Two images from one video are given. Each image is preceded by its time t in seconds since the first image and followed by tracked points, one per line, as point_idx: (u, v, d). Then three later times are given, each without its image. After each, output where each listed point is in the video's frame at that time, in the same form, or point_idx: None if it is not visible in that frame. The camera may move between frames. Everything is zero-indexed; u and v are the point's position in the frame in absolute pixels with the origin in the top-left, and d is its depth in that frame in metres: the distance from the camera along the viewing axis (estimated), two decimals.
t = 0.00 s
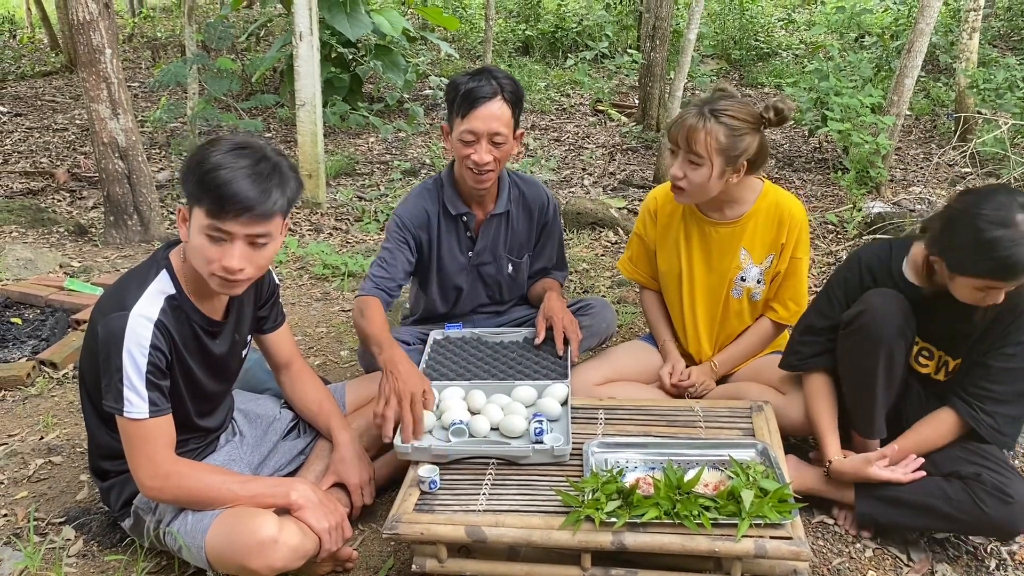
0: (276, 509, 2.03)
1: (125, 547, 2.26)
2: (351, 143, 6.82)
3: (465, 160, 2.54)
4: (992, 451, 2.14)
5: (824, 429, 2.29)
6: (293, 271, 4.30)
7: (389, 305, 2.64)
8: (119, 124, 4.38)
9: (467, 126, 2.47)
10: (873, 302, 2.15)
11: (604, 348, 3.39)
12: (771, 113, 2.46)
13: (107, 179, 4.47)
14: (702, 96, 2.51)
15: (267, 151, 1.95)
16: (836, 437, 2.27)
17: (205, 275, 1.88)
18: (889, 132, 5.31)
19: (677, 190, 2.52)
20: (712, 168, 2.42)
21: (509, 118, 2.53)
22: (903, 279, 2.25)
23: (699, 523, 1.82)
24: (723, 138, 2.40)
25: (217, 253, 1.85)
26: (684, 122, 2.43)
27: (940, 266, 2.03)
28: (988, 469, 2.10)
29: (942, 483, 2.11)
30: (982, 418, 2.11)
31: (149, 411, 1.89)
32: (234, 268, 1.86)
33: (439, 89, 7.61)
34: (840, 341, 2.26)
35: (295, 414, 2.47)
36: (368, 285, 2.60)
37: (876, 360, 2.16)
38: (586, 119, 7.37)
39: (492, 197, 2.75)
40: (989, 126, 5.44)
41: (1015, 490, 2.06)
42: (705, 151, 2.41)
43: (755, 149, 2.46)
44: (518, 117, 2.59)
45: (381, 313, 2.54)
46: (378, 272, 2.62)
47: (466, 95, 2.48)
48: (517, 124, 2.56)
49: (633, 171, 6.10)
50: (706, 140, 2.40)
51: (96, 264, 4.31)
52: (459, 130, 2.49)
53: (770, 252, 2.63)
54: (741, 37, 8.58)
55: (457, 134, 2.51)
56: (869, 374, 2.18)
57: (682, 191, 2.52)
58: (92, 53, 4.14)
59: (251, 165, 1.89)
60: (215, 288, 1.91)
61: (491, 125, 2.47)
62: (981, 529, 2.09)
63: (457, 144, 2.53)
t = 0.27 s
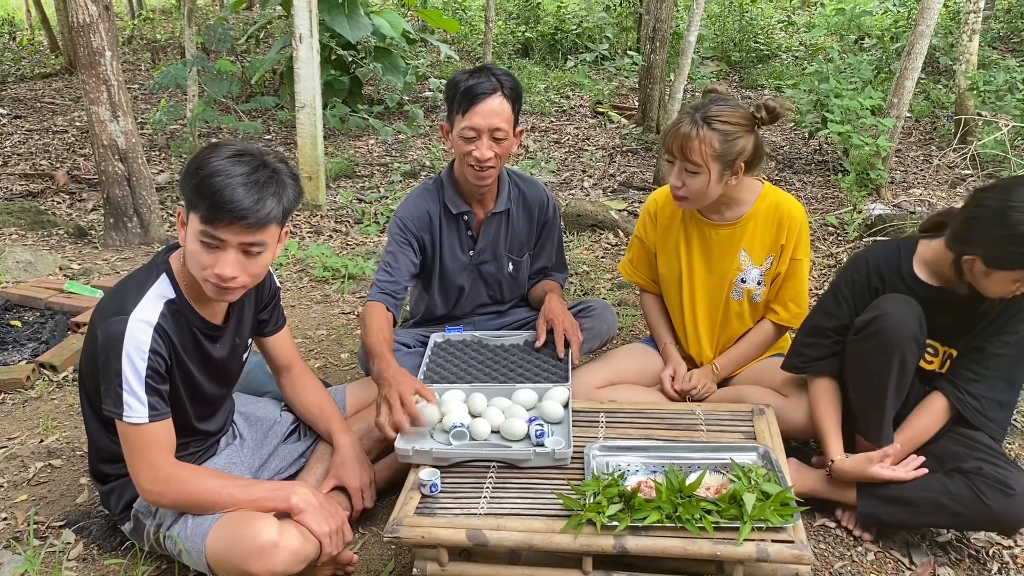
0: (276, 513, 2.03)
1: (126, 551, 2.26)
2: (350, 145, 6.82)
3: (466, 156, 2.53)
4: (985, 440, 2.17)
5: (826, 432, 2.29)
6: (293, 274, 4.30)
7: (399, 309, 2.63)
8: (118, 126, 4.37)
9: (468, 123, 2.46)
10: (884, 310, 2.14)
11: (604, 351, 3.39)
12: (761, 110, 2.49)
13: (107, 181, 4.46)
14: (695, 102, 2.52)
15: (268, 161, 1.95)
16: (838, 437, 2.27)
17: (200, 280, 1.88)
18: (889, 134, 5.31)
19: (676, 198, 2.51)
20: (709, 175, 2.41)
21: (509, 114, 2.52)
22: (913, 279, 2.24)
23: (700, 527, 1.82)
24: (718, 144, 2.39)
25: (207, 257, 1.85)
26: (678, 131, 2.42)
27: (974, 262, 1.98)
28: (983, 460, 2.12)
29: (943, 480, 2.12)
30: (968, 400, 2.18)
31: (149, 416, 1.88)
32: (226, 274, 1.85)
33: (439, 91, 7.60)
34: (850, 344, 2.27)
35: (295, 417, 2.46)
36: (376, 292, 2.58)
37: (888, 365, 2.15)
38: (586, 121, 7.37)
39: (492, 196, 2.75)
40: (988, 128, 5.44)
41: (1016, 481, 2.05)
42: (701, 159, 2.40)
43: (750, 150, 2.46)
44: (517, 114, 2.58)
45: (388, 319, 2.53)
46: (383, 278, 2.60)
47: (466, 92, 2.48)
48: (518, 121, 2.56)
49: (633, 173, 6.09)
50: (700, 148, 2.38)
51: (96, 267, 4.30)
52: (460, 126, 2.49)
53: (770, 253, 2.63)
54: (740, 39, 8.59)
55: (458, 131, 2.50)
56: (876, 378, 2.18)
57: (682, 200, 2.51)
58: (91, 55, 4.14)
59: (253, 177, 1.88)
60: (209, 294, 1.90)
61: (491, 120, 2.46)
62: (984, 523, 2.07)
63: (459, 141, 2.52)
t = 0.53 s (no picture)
0: (276, 514, 2.02)
1: (124, 552, 2.25)
2: (350, 146, 6.82)
3: (465, 156, 2.53)
4: (990, 444, 2.16)
5: (827, 431, 2.29)
6: (292, 274, 4.30)
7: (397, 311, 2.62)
8: (118, 127, 4.37)
9: (468, 122, 2.46)
10: (883, 309, 2.14)
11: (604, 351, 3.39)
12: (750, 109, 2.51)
13: (106, 182, 4.46)
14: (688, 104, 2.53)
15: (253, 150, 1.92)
16: (837, 434, 2.28)
17: (226, 286, 1.89)
18: (888, 135, 5.31)
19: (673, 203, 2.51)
20: (704, 179, 2.41)
21: (510, 115, 2.52)
22: (922, 278, 2.24)
23: (701, 527, 1.82)
24: (711, 148, 2.39)
25: (239, 261, 1.86)
26: (669, 138, 2.42)
27: (987, 259, 1.97)
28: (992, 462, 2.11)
29: (942, 477, 2.12)
30: (986, 405, 2.16)
31: (148, 418, 1.88)
32: (255, 275, 1.88)
33: (438, 91, 7.61)
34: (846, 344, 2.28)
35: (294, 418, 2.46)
36: (374, 296, 2.57)
37: (881, 364, 2.16)
38: (585, 122, 7.37)
39: (491, 197, 2.75)
40: (987, 129, 5.45)
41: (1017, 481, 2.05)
42: (695, 163, 2.39)
43: (743, 150, 2.47)
44: (517, 115, 2.58)
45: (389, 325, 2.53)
46: (382, 281, 2.60)
47: (467, 92, 2.48)
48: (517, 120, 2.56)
49: (632, 174, 6.09)
50: (693, 153, 2.38)
51: (95, 267, 4.30)
52: (460, 126, 2.49)
53: (768, 253, 2.62)
54: (739, 40, 8.60)
55: (458, 130, 2.50)
56: (873, 378, 2.19)
57: (679, 204, 2.51)
58: (90, 56, 4.14)
59: (255, 173, 1.87)
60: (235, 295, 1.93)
61: (492, 120, 2.46)
62: (982, 522, 2.06)
63: (459, 141, 2.52)
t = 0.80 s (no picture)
0: (275, 514, 2.02)
1: (123, 553, 2.25)
2: (348, 147, 6.81)
3: (463, 156, 2.53)
4: (992, 445, 2.18)
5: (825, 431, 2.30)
6: (290, 275, 4.30)
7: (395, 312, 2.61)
8: (116, 127, 4.37)
9: (466, 123, 2.46)
10: (903, 312, 2.10)
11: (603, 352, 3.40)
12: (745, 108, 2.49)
13: (103, 183, 4.45)
14: (684, 103, 2.53)
15: (251, 150, 1.94)
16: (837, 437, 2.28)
17: (247, 284, 1.94)
18: (886, 136, 5.31)
19: (669, 202, 2.52)
20: (700, 178, 2.42)
21: (509, 116, 2.53)
22: (920, 276, 2.24)
23: (699, 527, 1.82)
24: (705, 148, 2.39)
25: (262, 259, 1.91)
26: (664, 138, 2.42)
27: (966, 247, 2.00)
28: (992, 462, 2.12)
29: (941, 478, 2.12)
30: (994, 405, 2.18)
31: (147, 418, 1.88)
32: (275, 270, 1.95)
33: (436, 92, 7.61)
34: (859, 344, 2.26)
35: (293, 419, 2.46)
36: (373, 296, 2.57)
37: (898, 366, 2.12)
38: (583, 123, 7.38)
39: (489, 198, 2.76)
40: (985, 130, 5.45)
41: (1015, 479, 2.05)
42: (689, 164, 2.40)
43: (738, 150, 2.47)
44: (516, 116, 2.59)
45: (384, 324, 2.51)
46: (380, 282, 2.59)
47: (465, 92, 2.48)
48: (516, 120, 2.56)
49: (631, 175, 6.10)
50: (687, 153, 2.38)
51: (93, 268, 4.29)
52: (458, 126, 2.49)
53: (764, 252, 2.63)
54: (737, 41, 8.61)
55: (456, 131, 2.50)
56: (886, 381, 2.16)
57: (673, 204, 2.52)
58: (88, 57, 4.14)
59: (262, 173, 1.90)
60: (256, 291, 1.98)
61: (491, 121, 2.46)
62: (982, 521, 2.06)
63: (457, 141, 2.52)
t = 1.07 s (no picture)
0: (272, 514, 2.02)
1: (120, 553, 2.25)
2: (345, 147, 6.80)
3: (463, 160, 2.53)
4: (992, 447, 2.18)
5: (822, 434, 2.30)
6: (288, 275, 4.30)
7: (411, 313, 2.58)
8: (113, 128, 4.36)
9: (465, 125, 2.46)
10: (936, 323, 2.05)
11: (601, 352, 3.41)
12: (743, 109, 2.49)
13: (101, 183, 4.45)
14: (681, 105, 2.54)
15: (250, 150, 1.95)
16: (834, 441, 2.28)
17: (249, 283, 1.95)
18: (883, 136, 5.32)
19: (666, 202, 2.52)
20: (699, 178, 2.42)
21: (506, 116, 2.54)
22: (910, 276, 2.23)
23: (696, 527, 1.82)
24: (703, 148, 2.39)
25: (265, 257, 1.93)
26: (663, 138, 2.42)
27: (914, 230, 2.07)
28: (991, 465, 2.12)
29: (938, 479, 2.12)
30: (1001, 405, 2.13)
31: (143, 418, 1.88)
32: (278, 268, 1.97)
33: (434, 92, 7.61)
34: (879, 346, 2.19)
35: (290, 419, 2.46)
36: (387, 297, 2.52)
37: (927, 375, 2.08)
38: (581, 123, 7.38)
39: (488, 200, 2.76)
40: (982, 130, 5.46)
41: (1013, 484, 2.06)
42: (688, 164, 2.40)
43: (737, 150, 2.47)
44: (513, 116, 2.59)
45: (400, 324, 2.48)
46: (394, 281, 2.55)
47: (461, 95, 2.48)
48: (513, 119, 2.57)
49: (628, 175, 6.10)
50: (686, 153, 2.39)
51: (90, 269, 4.29)
52: (457, 128, 2.48)
53: (762, 252, 2.63)
54: (735, 41, 8.62)
55: (454, 133, 2.50)
56: (911, 387, 2.12)
57: (671, 204, 2.52)
58: (85, 57, 4.13)
59: (263, 174, 1.91)
60: (258, 289, 1.99)
61: (489, 121, 2.47)
62: (978, 522, 2.07)
63: (456, 144, 2.52)
